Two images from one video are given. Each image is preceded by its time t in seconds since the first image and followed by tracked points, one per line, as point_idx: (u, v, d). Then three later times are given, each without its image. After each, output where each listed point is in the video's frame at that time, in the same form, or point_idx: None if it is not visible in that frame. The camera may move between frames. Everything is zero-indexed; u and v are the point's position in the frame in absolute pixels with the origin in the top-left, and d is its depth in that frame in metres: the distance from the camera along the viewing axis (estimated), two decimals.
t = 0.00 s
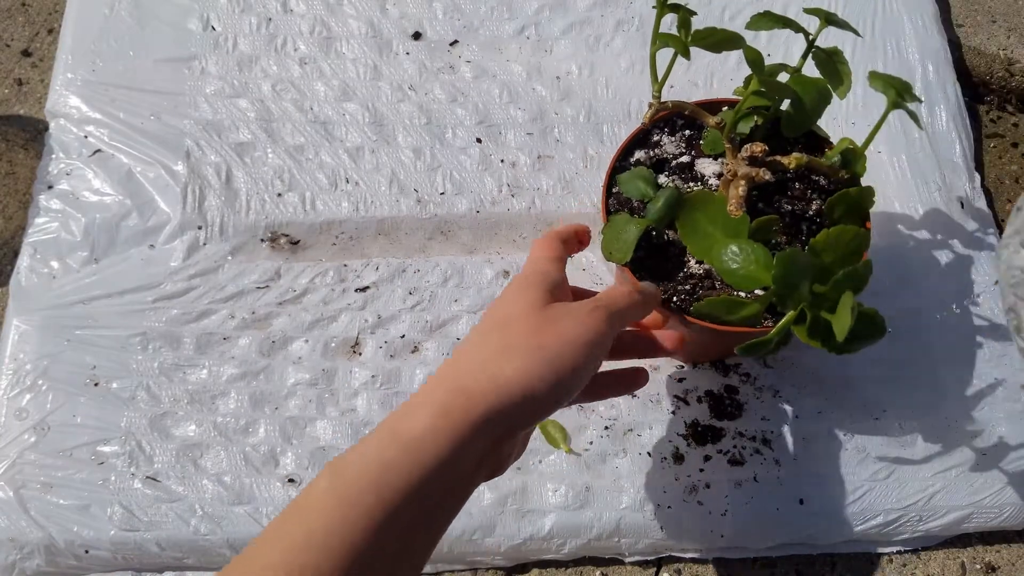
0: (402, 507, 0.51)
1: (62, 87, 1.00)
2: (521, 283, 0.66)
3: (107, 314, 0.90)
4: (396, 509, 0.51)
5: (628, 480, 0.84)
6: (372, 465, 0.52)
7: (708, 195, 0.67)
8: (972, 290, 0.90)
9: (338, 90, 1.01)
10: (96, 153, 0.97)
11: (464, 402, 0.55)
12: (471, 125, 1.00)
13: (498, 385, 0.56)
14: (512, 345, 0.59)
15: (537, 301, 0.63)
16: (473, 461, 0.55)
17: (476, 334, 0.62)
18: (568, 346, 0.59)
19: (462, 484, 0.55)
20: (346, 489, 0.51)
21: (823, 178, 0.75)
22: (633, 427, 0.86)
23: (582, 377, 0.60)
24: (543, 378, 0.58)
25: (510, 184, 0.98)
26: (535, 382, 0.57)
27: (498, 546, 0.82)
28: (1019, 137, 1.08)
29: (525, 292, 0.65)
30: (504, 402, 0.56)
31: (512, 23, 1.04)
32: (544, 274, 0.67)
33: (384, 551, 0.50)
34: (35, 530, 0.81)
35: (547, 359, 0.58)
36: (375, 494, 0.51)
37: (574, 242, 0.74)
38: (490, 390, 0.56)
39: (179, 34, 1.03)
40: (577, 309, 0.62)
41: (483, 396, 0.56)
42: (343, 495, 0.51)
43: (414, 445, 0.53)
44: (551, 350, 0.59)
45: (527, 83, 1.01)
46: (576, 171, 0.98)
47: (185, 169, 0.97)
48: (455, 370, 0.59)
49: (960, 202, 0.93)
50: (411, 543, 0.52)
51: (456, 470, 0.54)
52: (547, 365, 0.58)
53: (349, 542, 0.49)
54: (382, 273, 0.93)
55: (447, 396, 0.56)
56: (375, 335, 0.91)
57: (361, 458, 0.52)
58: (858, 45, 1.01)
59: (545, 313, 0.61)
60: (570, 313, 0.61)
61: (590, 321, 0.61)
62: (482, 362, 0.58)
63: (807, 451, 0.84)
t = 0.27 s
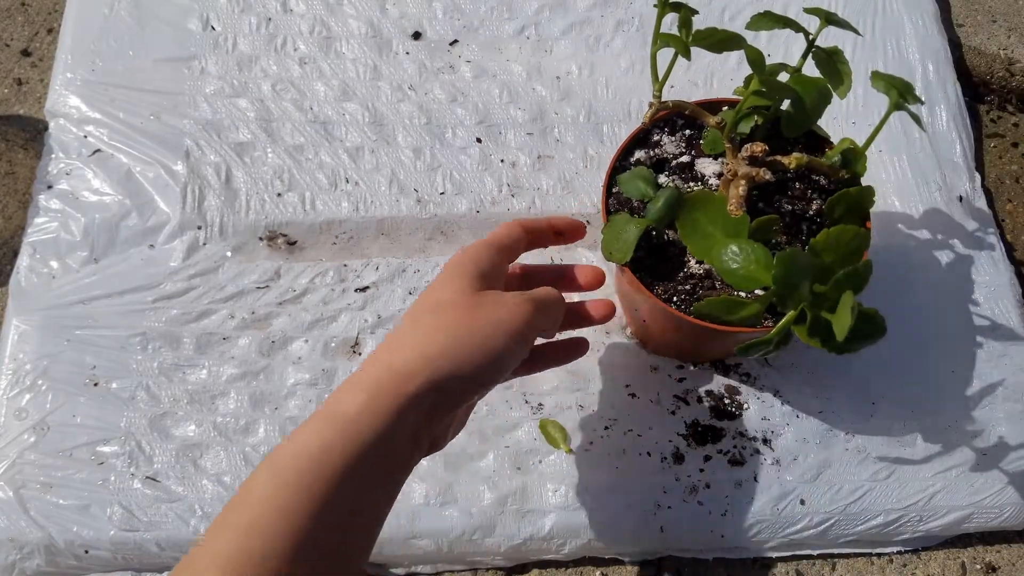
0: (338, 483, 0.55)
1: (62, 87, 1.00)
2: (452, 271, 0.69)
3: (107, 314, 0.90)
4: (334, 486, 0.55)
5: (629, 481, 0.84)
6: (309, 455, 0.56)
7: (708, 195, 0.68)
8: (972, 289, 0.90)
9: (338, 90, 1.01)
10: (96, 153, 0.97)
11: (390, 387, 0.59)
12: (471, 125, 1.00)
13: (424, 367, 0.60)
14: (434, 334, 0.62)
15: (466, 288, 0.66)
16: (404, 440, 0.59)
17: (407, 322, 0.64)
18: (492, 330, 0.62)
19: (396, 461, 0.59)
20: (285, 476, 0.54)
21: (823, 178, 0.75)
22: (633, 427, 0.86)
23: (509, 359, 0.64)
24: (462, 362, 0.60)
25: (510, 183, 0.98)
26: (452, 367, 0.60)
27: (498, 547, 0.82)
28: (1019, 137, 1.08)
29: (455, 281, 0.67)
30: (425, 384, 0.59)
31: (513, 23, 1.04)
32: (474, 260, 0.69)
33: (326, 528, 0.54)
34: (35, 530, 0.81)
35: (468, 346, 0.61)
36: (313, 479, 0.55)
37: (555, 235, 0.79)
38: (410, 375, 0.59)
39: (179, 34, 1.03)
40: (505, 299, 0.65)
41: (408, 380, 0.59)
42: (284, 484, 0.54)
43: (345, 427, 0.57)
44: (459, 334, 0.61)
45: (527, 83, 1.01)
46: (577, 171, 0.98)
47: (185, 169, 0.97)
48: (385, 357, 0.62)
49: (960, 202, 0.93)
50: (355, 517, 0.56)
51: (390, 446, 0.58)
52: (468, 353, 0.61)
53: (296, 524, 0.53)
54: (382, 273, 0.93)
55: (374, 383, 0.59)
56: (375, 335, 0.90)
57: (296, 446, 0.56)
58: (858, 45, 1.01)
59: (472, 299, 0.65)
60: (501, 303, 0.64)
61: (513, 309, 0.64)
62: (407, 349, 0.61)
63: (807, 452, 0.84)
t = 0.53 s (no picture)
0: (260, 437, 0.54)
1: (63, 87, 1.00)
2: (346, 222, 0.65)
3: (108, 314, 0.91)
4: (253, 443, 0.54)
5: (629, 480, 0.84)
6: (223, 409, 0.55)
7: (709, 194, 0.67)
8: (971, 289, 0.90)
9: (338, 90, 1.02)
10: (96, 153, 0.97)
11: (302, 347, 0.56)
12: (471, 125, 1.00)
13: (336, 328, 0.57)
14: (334, 291, 0.59)
15: (392, 248, 0.61)
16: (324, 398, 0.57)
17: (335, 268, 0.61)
18: (405, 300, 0.57)
19: (309, 421, 0.57)
20: (197, 429, 0.54)
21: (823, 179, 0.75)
22: (633, 427, 0.86)
23: (419, 328, 0.59)
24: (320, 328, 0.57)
25: (510, 184, 0.98)
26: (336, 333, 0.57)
27: (498, 546, 0.82)
28: (1019, 137, 1.08)
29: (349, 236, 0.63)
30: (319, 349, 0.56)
31: (512, 23, 1.04)
32: (394, 216, 0.65)
33: (245, 490, 0.54)
34: (36, 529, 0.81)
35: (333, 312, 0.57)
36: (229, 434, 0.54)
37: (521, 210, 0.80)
38: (317, 333, 0.56)
39: (179, 34, 1.03)
40: (368, 260, 0.60)
41: (321, 340, 0.56)
42: (202, 439, 0.54)
43: (266, 388, 0.55)
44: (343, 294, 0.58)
45: (527, 84, 1.01)
46: (576, 171, 0.98)
47: (185, 169, 0.97)
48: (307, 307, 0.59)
49: (959, 202, 0.93)
50: (266, 479, 0.55)
51: (314, 404, 0.56)
52: (331, 315, 0.57)
53: (206, 485, 0.53)
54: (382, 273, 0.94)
55: (300, 337, 0.56)
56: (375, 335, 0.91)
57: (230, 398, 0.55)
58: (858, 45, 1.01)
59: (395, 261, 0.60)
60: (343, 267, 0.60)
61: (362, 265, 0.60)
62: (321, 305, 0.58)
63: (807, 451, 0.84)
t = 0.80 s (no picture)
0: (372, 441, 0.55)
1: (62, 87, 1.00)
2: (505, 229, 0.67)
3: (107, 314, 0.90)
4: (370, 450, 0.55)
5: (629, 480, 0.84)
6: (341, 416, 0.55)
7: (708, 195, 0.66)
8: (972, 289, 0.90)
9: (338, 90, 1.01)
10: (96, 152, 0.97)
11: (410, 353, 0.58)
12: (471, 125, 1.00)
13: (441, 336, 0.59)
14: (431, 301, 0.62)
15: (506, 258, 0.64)
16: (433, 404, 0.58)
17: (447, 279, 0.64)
18: (532, 297, 0.61)
19: (421, 428, 0.57)
20: (302, 436, 0.54)
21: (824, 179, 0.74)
22: (633, 428, 0.86)
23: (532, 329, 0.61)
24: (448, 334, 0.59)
25: (510, 183, 0.98)
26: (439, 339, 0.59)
27: (498, 547, 0.82)
28: (1019, 137, 1.08)
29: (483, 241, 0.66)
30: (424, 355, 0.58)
31: (512, 23, 1.04)
32: (513, 227, 0.68)
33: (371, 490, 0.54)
34: (35, 530, 0.81)
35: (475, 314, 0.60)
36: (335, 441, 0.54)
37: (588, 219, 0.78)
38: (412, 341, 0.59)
39: (178, 33, 1.03)
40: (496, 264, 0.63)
41: (438, 345, 0.59)
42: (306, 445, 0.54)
43: (394, 385, 0.57)
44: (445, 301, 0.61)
45: (527, 83, 1.01)
46: (576, 171, 0.98)
47: (185, 169, 0.97)
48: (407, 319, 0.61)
49: (960, 202, 0.93)
50: (375, 488, 0.54)
51: (429, 410, 0.58)
52: (450, 320, 0.60)
53: (328, 492, 0.52)
54: (382, 273, 0.93)
55: (421, 341, 0.59)
56: (375, 335, 0.91)
57: (341, 406, 0.56)
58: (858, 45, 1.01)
59: (510, 269, 0.63)
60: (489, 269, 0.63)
61: (487, 271, 0.63)
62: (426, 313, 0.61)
63: (807, 452, 0.84)
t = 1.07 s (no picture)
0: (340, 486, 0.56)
1: (62, 87, 1.00)
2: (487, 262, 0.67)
3: (107, 314, 0.90)
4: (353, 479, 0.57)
5: (629, 480, 0.83)
6: (313, 461, 0.56)
7: (670, 228, 0.66)
8: (973, 289, 0.89)
9: (338, 90, 1.01)
10: (95, 152, 0.97)
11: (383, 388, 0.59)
12: (470, 125, 1.00)
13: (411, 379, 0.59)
14: (411, 335, 0.62)
15: (478, 296, 0.64)
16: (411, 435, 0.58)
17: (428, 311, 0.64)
18: (499, 342, 0.60)
19: (393, 469, 0.58)
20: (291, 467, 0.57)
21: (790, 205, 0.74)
22: (633, 428, 0.86)
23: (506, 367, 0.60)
24: (421, 370, 0.59)
25: (510, 184, 0.97)
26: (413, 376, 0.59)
27: (498, 547, 0.82)
28: (1019, 137, 1.08)
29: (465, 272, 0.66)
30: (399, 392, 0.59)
31: (512, 23, 1.04)
32: (488, 263, 0.67)
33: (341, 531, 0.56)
34: (35, 530, 0.81)
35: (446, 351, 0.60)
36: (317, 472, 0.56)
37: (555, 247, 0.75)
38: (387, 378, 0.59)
39: (178, 34, 1.03)
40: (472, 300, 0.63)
41: (411, 380, 0.59)
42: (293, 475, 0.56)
43: (363, 429, 0.58)
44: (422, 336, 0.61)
45: (527, 83, 1.01)
46: (576, 171, 0.98)
47: (185, 169, 0.97)
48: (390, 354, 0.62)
49: (959, 202, 0.94)
50: (351, 527, 0.56)
51: (400, 451, 0.59)
52: (424, 356, 0.60)
53: (298, 535, 0.54)
54: (382, 272, 0.93)
55: (391, 383, 0.59)
56: (375, 335, 0.91)
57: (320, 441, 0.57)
58: (858, 45, 1.01)
59: (479, 309, 0.62)
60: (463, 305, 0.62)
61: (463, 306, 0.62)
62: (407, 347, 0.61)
63: (808, 452, 0.84)
